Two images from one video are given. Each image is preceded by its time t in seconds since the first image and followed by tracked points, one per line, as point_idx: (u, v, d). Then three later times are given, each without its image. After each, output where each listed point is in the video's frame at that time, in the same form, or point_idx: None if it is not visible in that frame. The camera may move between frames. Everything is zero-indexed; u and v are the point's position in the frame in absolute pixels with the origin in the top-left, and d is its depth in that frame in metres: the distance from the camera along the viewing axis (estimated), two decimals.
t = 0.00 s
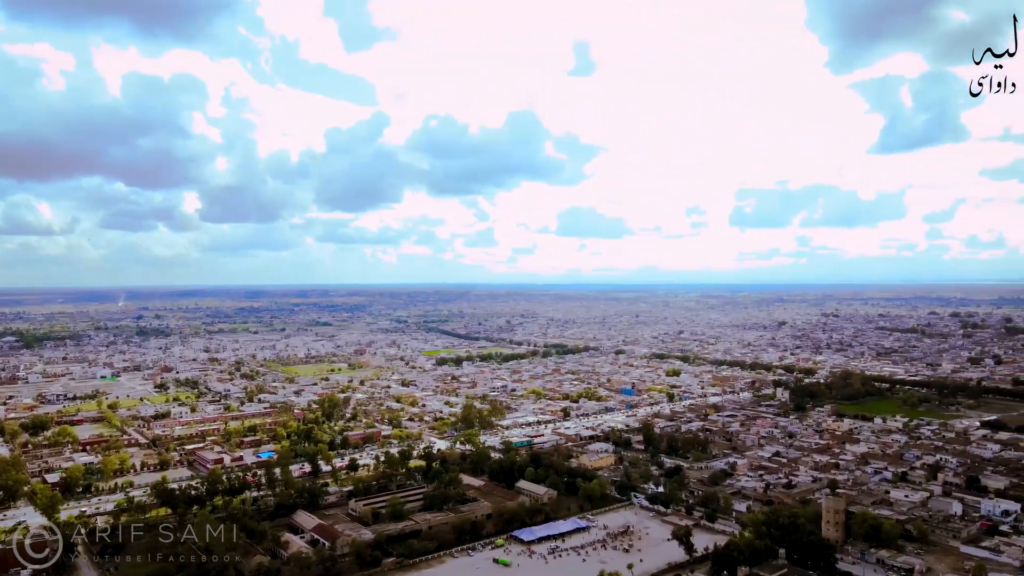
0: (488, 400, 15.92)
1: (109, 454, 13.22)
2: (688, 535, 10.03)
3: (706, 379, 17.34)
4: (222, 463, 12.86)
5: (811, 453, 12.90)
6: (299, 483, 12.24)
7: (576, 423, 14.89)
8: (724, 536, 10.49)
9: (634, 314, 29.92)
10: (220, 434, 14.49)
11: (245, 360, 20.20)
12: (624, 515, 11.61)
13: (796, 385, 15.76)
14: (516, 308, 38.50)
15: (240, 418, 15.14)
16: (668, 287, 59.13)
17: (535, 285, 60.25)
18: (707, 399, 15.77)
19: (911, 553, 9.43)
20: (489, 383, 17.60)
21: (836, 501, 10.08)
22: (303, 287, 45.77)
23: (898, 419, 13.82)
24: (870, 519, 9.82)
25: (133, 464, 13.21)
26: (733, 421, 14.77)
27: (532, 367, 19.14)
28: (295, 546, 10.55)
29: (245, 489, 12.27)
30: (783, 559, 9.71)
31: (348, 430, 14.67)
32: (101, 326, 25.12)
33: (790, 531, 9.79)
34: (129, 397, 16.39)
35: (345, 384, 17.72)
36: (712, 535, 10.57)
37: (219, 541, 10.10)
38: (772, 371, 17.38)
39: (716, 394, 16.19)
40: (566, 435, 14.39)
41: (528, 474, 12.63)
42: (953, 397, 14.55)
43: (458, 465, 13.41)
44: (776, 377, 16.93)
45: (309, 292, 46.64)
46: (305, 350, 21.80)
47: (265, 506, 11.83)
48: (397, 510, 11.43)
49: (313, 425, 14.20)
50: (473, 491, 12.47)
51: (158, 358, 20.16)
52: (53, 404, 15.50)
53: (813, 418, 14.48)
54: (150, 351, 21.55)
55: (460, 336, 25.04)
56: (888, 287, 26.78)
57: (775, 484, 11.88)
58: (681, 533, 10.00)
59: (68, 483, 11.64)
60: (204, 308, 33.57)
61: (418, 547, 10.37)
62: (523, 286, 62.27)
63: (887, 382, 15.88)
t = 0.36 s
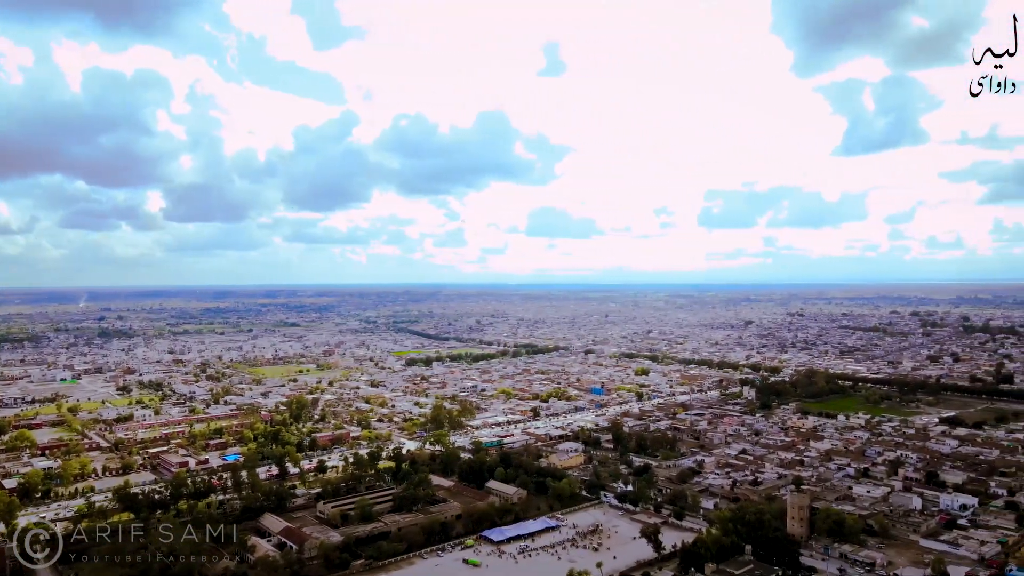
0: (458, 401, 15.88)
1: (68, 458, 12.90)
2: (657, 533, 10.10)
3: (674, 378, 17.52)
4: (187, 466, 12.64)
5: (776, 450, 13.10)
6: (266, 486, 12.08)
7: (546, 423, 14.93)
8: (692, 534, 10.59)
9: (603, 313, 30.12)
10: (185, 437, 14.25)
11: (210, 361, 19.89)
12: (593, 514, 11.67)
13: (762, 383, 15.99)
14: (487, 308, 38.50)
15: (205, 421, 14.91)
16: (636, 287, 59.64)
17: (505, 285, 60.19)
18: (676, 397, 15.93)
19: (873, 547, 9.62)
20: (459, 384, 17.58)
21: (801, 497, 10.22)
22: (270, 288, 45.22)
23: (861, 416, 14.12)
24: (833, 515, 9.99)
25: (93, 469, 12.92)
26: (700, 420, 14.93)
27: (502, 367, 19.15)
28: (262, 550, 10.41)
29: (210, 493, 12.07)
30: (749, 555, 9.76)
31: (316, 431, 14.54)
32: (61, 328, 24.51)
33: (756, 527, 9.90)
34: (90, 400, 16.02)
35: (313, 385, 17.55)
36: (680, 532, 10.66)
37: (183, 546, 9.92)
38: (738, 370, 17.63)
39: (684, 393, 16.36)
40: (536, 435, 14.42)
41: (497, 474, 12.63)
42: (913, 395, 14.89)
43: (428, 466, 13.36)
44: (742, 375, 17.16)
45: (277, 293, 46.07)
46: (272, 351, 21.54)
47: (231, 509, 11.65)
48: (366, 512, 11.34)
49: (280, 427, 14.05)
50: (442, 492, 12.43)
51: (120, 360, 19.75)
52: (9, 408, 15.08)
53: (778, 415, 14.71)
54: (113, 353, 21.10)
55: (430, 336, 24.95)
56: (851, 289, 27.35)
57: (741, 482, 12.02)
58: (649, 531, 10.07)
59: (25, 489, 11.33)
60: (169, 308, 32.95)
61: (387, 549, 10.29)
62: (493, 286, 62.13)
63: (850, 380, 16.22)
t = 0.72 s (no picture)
0: (427, 401, 15.82)
1: (24, 463, 12.56)
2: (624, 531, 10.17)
3: (641, 377, 17.67)
4: (149, 470, 12.40)
5: (742, 448, 13.27)
6: (231, 489, 11.89)
7: (514, 423, 14.95)
8: (659, 531, 10.68)
9: (572, 313, 30.26)
10: (146, 440, 13.97)
11: (174, 363, 19.53)
12: (562, 513, 11.70)
13: (728, 382, 16.20)
14: (457, 308, 38.37)
15: (168, 424, 14.64)
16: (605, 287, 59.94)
17: (474, 286, 60.01)
18: (644, 396, 16.06)
19: (835, 542, 9.80)
20: (427, 384, 17.52)
21: (765, 494, 10.33)
22: (236, 288, 44.55)
23: (824, 414, 14.39)
24: (797, 511, 10.15)
25: (51, 474, 12.59)
26: (667, 418, 15.08)
27: (471, 367, 19.12)
28: (226, 554, 10.24)
29: (173, 497, 11.84)
30: (715, 551, 9.88)
31: (282, 433, 14.37)
32: (17, 329, 23.84)
33: (722, 524, 10.01)
34: (47, 403, 15.62)
35: (279, 387, 17.34)
36: (647, 530, 10.74)
37: (145, 551, 9.70)
38: (705, 368, 17.84)
39: (651, 392, 16.51)
40: (505, 435, 14.42)
41: (466, 475, 12.60)
42: (874, 392, 15.21)
43: (396, 467, 13.28)
44: (709, 374, 17.37)
45: (243, 293, 45.40)
46: (237, 352, 21.23)
47: (194, 513, 11.45)
48: (333, 514, 11.23)
49: (245, 430, 13.86)
50: (411, 493, 12.38)
51: (80, 362, 19.28)
52: None
53: (744, 413, 14.92)
54: (72, 355, 20.59)
55: (399, 337, 24.82)
56: (814, 289, 27.85)
57: (707, 479, 12.16)
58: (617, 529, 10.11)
59: None
60: (130, 309, 32.24)
61: (355, 551, 10.20)
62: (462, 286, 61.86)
63: (813, 378, 16.52)
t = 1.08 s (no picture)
0: (393, 402, 15.73)
1: None
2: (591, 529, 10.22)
3: (607, 376, 17.80)
4: (107, 475, 12.11)
5: (706, 446, 13.44)
6: (192, 493, 11.67)
7: (481, 423, 14.94)
8: (624, 529, 10.76)
9: (539, 313, 30.34)
10: (104, 444, 13.65)
11: (133, 365, 19.11)
12: (528, 512, 11.72)
13: (693, 381, 16.40)
14: (424, 308, 38.18)
15: (127, 427, 14.33)
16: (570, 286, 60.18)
17: (440, 286, 59.74)
18: (610, 395, 16.16)
19: (796, 537, 9.97)
20: (393, 385, 17.42)
21: (729, 491, 10.43)
22: (198, 288, 43.73)
23: (785, 411, 14.64)
24: (760, 507, 10.30)
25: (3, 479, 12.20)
26: (633, 417, 15.20)
27: (438, 368, 19.06)
28: (187, 559, 10.01)
29: (132, 502, 11.58)
30: (679, 548, 10.03)
31: (245, 435, 14.16)
32: None
33: (687, 521, 10.09)
34: None
35: (242, 388, 17.08)
36: (613, 529, 10.81)
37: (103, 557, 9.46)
38: (670, 367, 18.04)
39: (617, 391, 16.63)
40: (472, 435, 14.40)
41: (432, 475, 12.56)
42: (834, 390, 15.52)
43: (361, 469, 13.18)
44: (674, 373, 17.57)
45: (205, 292, 44.60)
46: (199, 354, 20.86)
47: (154, 518, 11.22)
48: (298, 517, 11.09)
49: (207, 432, 13.63)
50: (377, 494, 12.30)
51: (34, 365, 18.75)
52: None
53: (708, 411, 15.12)
54: (25, 357, 20.00)
55: (365, 337, 24.63)
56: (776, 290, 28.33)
57: (672, 477, 12.30)
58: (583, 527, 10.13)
59: None
60: (87, 310, 31.42)
61: (320, 554, 10.08)
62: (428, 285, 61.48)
63: (775, 376, 16.83)
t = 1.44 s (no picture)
0: (357, 403, 15.61)
1: None
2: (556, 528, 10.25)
3: (573, 376, 17.90)
4: (62, 480, 11.80)
5: (670, 444, 13.59)
6: (150, 498, 11.42)
7: (447, 423, 14.90)
8: (589, 528, 10.83)
9: (505, 313, 30.37)
10: (58, 448, 13.29)
11: (89, 368, 18.63)
12: (494, 512, 11.72)
13: (657, 380, 16.58)
14: (390, 308, 37.93)
15: (83, 431, 13.97)
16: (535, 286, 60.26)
17: (405, 286, 59.33)
18: (575, 395, 16.26)
19: (757, 532, 10.13)
20: (358, 386, 17.28)
21: (692, 488, 10.57)
22: (158, 288, 42.81)
23: (747, 409, 14.88)
24: (722, 503, 10.45)
25: None
26: (598, 416, 15.31)
27: (403, 368, 18.96)
28: (145, 565, 9.72)
29: (88, 507, 11.28)
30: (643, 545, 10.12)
31: (206, 438, 13.91)
32: None
33: (651, 519, 10.18)
34: None
35: (202, 390, 16.78)
36: (578, 528, 10.86)
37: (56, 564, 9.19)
38: (635, 366, 18.21)
39: (583, 390, 16.73)
40: (437, 436, 14.35)
41: (397, 477, 12.48)
42: (793, 387, 15.82)
43: (325, 470, 13.04)
44: (638, 372, 17.73)
45: (166, 293, 43.68)
46: (159, 355, 20.43)
47: (111, 523, 10.94)
48: (260, 520, 10.93)
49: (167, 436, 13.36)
50: (341, 496, 12.19)
51: None
52: None
53: (672, 409, 15.30)
54: None
55: (329, 338, 24.38)
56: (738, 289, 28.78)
57: (636, 475, 12.42)
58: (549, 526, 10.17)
59: None
60: (41, 311, 30.55)
61: (283, 557, 9.93)
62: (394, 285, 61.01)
63: (737, 374, 17.10)
